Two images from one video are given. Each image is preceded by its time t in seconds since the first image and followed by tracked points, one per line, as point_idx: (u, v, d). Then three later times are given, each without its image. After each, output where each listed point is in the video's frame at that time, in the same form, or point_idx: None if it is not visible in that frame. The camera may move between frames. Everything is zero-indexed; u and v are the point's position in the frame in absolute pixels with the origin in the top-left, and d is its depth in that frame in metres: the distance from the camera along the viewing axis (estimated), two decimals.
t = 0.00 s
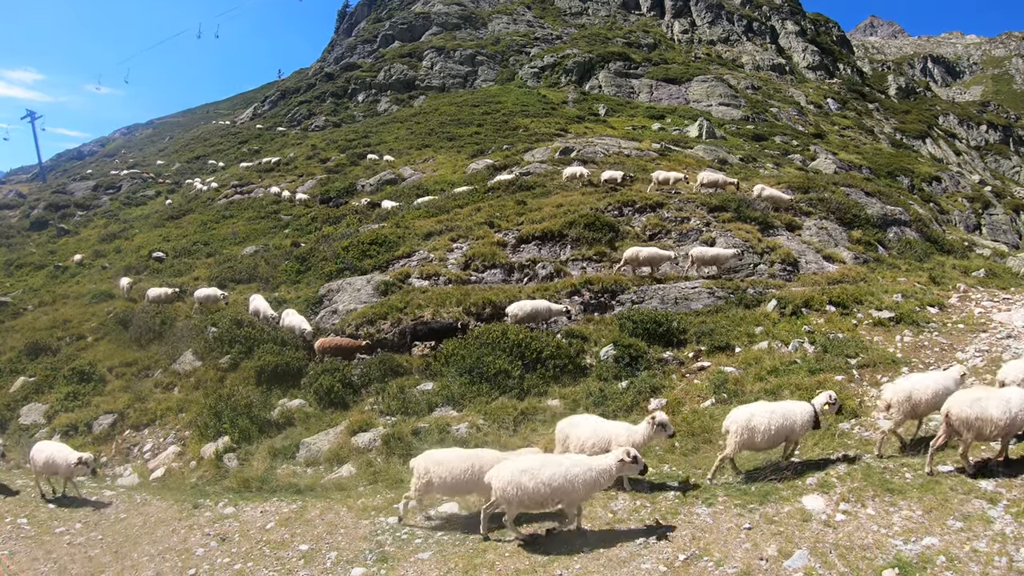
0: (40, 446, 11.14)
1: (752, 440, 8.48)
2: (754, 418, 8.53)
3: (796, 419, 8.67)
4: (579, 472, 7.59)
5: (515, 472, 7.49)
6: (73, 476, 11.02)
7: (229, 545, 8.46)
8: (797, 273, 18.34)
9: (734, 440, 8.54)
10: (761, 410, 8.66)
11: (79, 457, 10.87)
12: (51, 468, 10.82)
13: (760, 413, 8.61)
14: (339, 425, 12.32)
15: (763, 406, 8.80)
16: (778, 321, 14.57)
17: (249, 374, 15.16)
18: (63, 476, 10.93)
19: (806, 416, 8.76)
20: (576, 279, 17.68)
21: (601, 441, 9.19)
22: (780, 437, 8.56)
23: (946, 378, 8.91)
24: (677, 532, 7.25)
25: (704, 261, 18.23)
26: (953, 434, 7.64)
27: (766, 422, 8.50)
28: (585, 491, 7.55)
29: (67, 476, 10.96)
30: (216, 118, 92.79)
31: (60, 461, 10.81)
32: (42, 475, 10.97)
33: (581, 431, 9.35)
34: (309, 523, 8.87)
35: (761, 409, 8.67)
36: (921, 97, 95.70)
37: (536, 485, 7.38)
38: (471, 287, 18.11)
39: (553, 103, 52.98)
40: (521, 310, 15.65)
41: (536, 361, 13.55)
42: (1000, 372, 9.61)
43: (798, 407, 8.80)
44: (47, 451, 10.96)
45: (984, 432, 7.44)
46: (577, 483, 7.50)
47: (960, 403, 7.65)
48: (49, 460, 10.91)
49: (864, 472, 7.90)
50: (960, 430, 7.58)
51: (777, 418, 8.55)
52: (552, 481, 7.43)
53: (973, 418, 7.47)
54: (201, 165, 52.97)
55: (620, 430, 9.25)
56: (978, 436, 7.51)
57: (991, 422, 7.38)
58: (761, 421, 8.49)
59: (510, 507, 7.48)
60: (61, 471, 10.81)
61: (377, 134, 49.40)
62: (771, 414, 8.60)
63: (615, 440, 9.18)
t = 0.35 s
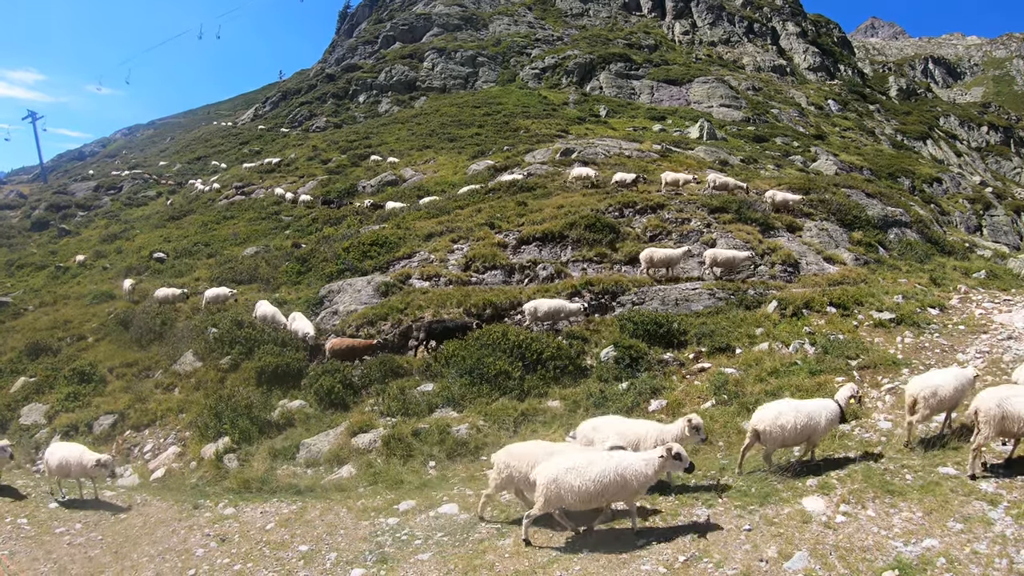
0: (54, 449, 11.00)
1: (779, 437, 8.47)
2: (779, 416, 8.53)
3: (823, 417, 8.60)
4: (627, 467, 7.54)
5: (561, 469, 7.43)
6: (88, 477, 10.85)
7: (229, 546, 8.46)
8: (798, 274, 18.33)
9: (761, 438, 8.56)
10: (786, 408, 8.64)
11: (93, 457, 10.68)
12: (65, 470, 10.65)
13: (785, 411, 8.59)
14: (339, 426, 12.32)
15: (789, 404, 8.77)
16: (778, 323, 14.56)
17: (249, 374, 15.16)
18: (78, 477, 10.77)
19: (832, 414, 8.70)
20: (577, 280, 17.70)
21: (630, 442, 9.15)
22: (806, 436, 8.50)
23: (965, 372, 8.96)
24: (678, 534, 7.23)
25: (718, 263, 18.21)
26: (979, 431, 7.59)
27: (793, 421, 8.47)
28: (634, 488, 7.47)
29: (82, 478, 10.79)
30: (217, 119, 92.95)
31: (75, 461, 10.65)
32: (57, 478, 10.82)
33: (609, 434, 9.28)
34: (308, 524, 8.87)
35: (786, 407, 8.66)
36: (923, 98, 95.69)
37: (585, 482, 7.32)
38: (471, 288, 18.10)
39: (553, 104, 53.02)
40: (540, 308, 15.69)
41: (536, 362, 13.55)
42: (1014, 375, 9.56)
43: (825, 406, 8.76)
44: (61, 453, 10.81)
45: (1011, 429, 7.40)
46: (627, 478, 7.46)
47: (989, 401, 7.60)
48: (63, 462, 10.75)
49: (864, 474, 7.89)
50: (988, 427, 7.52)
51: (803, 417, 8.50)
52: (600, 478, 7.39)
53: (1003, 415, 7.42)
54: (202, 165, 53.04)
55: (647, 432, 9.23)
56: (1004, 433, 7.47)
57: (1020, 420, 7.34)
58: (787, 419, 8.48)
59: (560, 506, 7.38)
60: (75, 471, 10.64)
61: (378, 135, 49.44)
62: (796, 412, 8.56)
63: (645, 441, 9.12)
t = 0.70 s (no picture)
0: (70, 448, 10.69)
1: (801, 435, 8.47)
2: (801, 413, 8.55)
3: (847, 414, 8.54)
4: (678, 466, 7.52)
5: (612, 468, 7.47)
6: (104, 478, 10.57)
7: (229, 546, 8.46)
8: (798, 276, 18.32)
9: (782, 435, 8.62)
10: (808, 405, 8.65)
11: (110, 456, 10.39)
12: (82, 470, 10.38)
13: (809, 408, 8.60)
14: (340, 426, 12.32)
15: (813, 401, 8.76)
16: (779, 324, 14.55)
17: (250, 375, 15.17)
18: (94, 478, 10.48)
19: (856, 410, 8.65)
20: (578, 281, 17.73)
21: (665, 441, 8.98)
22: (831, 433, 8.45)
23: (980, 367, 9.18)
24: (679, 536, 7.23)
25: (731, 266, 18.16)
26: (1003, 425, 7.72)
27: (814, 417, 8.47)
28: (685, 484, 7.49)
29: (100, 480, 10.52)
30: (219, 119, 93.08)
31: (92, 463, 10.36)
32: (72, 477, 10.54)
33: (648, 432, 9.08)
34: (309, 524, 8.86)
35: (809, 404, 8.67)
36: (924, 99, 95.65)
37: (635, 481, 7.34)
38: (472, 289, 18.11)
39: (555, 105, 53.08)
40: (557, 308, 15.79)
41: (537, 363, 13.53)
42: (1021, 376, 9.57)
43: (850, 402, 8.72)
44: (77, 453, 10.50)
45: None
46: (677, 476, 7.46)
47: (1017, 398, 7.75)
48: (79, 463, 10.47)
49: (865, 475, 7.88)
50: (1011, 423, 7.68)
51: (827, 414, 8.47)
52: (650, 477, 7.39)
53: None
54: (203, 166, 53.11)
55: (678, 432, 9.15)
56: None
57: None
58: (809, 415, 8.50)
59: (610, 504, 7.45)
60: (92, 472, 10.36)
61: (379, 135, 49.48)
62: (819, 409, 8.55)
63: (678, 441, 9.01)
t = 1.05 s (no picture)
0: (91, 447, 10.63)
1: (814, 432, 8.54)
2: (814, 410, 8.59)
3: (862, 411, 8.51)
4: (730, 463, 7.18)
5: (662, 460, 7.23)
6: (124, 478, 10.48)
7: (229, 545, 8.46)
8: (800, 276, 18.28)
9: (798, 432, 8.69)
10: (822, 402, 8.64)
11: (130, 455, 10.31)
12: (101, 470, 10.29)
13: (822, 404, 8.59)
14: (341, 426, 12.32)
15: (827, 397, 8.73)
16: (781, 325, 14.53)
17: (251, 375, 15.16)
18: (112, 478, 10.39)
19: (870, 406, 8.62)
20: (579, 281, 17.75)
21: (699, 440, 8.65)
22: (845, 430, 8.45)
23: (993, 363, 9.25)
24: (680, 536, 7.22)
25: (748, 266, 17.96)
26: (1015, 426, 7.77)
27: (827, 414, 8.47)
28: (740, 483, 7.10)
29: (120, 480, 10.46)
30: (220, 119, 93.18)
31: (109, 463, 10.28)
32: (92, 477, 10.47)
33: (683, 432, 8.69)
34: (309, 524, 8.86)
35: (823, 400, 8.66)
36: (926, 100, 95.54)
37: (685, 474, 7.05)
38: (474, 289, 18.10)
39: (557, 105, 53.10)
40: (581, 304, 15.67)
41: (538, 363, 13.51)
42: None
43: (863, 399, 8.68)
44: (96, 453, 10.43)
45: None
46: (729, 473, 7.10)
47: None
48: (98, 463, 10.38)
49: (865, 476, 7.87)
50: None
51: (840, 410, 8.45)
52: (701, 470, 7.08)
53: None
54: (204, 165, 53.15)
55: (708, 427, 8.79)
56: None
57: None
58: (821, 413, 8.50)
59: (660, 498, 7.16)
60: (110, 472, 10.27)
61: (381, 135, 49.52)
62: (834, 406, 8.51)
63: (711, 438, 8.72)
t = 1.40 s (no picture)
0: (115, 448, 10.43)
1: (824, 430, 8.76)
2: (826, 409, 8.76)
3: (871, 408, 8.56)
4: (779, 460, 7.07)
5: (709, 458, 7.14)
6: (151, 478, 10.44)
7: (231, 545, 8.48)
8: (803, 275, 18.19)
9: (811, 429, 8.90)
10: (834, 401, 8.79)
11: (161, 456, 10.28)
12: (129, 471, 10.20)
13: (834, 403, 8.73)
14: (344, 425, 12.35)
15: (840, 396, 8.84)
16: (783, 324, 14.51)
17: (253, 374, 15.18)
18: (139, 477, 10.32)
19: (882, 403, 8.65)
20: (581, 281, 17.80)
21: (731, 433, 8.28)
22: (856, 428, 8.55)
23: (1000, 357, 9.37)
24: (683, 534, 7.22)
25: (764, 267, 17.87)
26: None
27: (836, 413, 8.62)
28: (788, 479, 6.98)
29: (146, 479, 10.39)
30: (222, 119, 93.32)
31: (138, 463, 10.19)
32: (117, 478, 10.34)
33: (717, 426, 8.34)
34: (311, 523, 8.87)
35: (835, 399, 8.81)
36: (928, 99, 95.31)
37: (733, 471, 6.94)
38: (476, 288, 18.10)
39: (558, 104, 53.05)
40: (600, 302, 15.78)
41: (540, 362, 13.51)
42: None
43: (874, 396, 8.73)
44: (122, 454, 10.29)
45: None
46: (778, 470, 6.98)
47: None
48: (124, 463, 10.27)
49: (868, 475, 7.85)
50: None
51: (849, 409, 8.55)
52: (750, 467, 6.96)
53: None
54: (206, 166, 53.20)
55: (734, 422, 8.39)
56: None
57: None
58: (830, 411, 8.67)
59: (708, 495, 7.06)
60: (139, 472, 10.20)
61: (382, 135, 49.53)
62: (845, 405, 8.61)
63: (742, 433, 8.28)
